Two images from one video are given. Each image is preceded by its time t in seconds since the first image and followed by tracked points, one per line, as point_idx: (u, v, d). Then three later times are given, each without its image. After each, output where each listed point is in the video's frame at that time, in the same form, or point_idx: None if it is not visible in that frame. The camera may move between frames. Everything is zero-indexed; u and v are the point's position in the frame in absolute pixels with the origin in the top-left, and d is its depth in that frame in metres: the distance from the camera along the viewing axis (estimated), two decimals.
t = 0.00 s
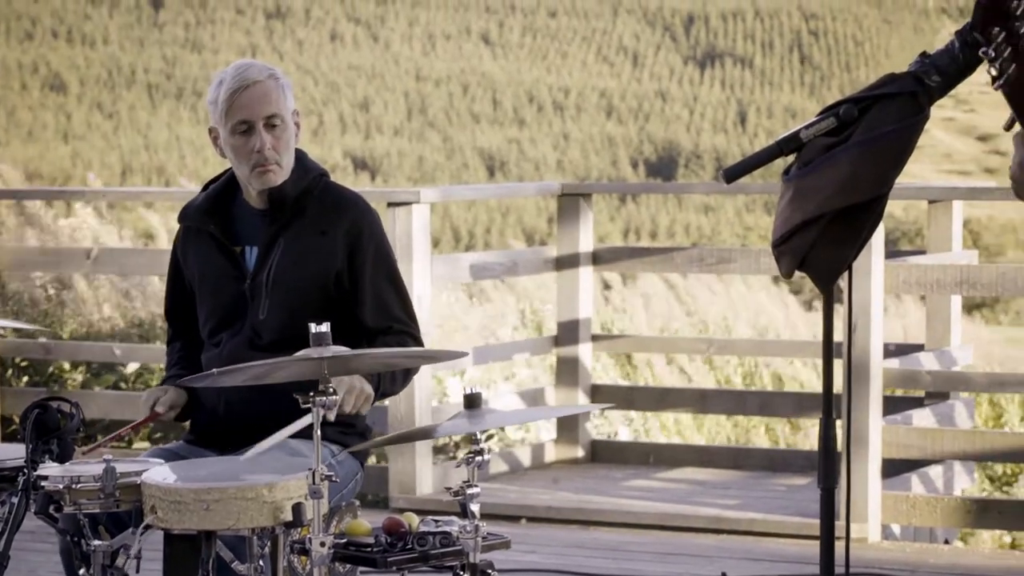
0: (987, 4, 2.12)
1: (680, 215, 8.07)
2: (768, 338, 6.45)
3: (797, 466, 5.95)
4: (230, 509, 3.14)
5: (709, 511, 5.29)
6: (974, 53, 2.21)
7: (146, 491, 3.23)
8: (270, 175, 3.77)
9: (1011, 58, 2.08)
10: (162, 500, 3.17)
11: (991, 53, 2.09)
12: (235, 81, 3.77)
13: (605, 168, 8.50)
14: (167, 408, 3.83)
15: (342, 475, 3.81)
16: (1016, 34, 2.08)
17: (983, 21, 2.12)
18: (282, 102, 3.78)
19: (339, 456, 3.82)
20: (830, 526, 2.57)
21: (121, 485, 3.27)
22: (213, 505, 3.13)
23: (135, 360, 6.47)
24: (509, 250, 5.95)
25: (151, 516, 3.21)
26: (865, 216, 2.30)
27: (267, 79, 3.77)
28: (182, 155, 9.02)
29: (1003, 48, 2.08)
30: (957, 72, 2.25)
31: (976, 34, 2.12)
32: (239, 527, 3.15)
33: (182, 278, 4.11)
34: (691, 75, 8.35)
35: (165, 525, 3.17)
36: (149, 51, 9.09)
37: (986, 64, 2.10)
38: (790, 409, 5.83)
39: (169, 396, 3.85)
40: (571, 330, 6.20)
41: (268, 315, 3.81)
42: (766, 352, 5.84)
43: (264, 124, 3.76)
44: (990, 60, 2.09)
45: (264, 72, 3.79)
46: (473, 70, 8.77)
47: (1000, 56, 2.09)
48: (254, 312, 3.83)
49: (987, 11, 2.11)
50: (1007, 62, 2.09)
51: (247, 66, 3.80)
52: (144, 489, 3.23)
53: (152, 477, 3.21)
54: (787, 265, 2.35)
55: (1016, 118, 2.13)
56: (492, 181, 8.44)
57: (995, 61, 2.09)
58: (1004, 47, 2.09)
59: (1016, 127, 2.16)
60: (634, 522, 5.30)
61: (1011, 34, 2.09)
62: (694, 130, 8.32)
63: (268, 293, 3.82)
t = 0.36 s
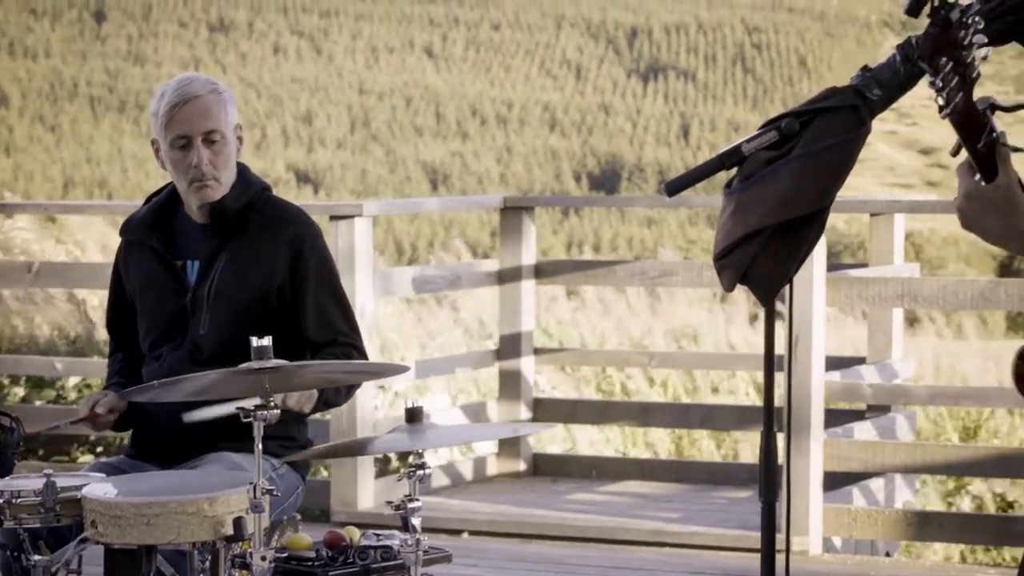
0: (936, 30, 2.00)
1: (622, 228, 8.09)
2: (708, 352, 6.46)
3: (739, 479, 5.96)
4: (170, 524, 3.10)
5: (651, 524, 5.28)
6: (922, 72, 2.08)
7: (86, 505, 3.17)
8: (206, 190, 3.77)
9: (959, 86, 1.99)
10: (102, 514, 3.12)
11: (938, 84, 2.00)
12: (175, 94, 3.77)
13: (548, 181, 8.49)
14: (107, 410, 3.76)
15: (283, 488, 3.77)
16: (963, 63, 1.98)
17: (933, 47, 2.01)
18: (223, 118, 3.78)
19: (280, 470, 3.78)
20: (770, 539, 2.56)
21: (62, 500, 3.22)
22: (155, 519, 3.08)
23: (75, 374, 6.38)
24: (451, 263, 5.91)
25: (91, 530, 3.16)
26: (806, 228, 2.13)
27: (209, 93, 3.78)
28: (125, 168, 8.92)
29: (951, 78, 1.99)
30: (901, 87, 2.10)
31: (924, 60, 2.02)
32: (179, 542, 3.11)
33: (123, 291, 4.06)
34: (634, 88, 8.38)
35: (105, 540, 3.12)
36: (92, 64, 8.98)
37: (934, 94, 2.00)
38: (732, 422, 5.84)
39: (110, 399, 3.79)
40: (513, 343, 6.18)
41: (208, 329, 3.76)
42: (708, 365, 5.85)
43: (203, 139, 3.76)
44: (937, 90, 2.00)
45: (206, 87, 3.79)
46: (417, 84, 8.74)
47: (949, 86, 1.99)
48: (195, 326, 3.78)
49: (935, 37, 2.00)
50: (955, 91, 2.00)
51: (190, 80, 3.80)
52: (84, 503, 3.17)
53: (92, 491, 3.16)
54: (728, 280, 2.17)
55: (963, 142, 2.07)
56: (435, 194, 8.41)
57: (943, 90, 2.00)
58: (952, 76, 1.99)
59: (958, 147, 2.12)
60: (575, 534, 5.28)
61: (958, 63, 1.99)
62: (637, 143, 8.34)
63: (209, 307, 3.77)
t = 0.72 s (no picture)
0: (861, 47, 1.99)
1: (556, 251, 8.08)
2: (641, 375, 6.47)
3: (672, 502, 5.94)
4: (101, 549, 3.06)
5: (584, 548, 5.25)
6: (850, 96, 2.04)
7: (16, 530, 3.12)
8: (129, 222, 3.72)
9: (885, 102, 1.99)
10: (31, 540, 3.07)
11: (865, 99, 1.99)
12: (103, 123, 3.71)
13: (481, 206, 8.38)
14: (39, 444, 3.67)
15: (215, 512, 3.71)
16: (888, 79, 1.98)
17: (857, 65, 1.99)
18: (152, 149, 3.73)
19: (212, 492, 3.72)
20: (702, 563, 2.53)
21: None
22: (86, 545, 3.04)
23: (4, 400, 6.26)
24: (383, 287, 5.87)
25: (20, 556, 3.11)
26: (737, 252, 2.04)
27: (137, 125, 3.72)
28: (55, 190, 8.75)
29: (877, 94, 1.98)
30: (832, 110, 2.04)
31: (847, 74, 2.01)
32: (110, 567, 3.06)
33: (53, 315, 3.97)
34: (567, 111, 8.38)
35: (35, 566, 3.07)
36: (22, 86, 8.88)
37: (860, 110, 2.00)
38: (665, 444, 5.81)
39: (42, 431, 3.68)
40: (445, 366, 6.14)
41: (141, 354, 3.70)
42: (641, 388, 5.84)
43: (129, 171, 3.71)
44: (862, 106, 2.00)
45: (135, 117, 3.73)
46: (350, 106, 8.69)
47: (875, 101, 1.99)
48: (127, 351, 3.72)
49: (861, 55, 1.99)
50: (880, 107, 1.99)
51: (119, 108, 3.74)
52: (13, 528, 3.12)
53: (21, 516, 3.11)
54: (658, 304, 2.07)
55: (888, 159, 2.07)
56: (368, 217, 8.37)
57: (868, 105, 2.00)
58: (878, 92, 1.98)
59: (883, 164, 2.12)
60: (506, 558, 5.24)
61: (884, 79, 1.98)
62: (570, 166, 8.33)
63: (141, 331, 3.71)
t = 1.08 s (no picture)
0: (809, 62, 1.85)
1: (503, 281, 8.01)
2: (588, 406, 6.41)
3: (620, 535, 5.86)
4: None
5: None
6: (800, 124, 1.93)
7: None
8: (65, 256, 3.64)
9: (833, 120, 1.84)
10: None
11: (813, 115, 1.83)
12: (42, 157, 3.65)
13: (428, 235, 8.33)
14: None
15: (158, 547, 3.62)
16: (837, 98, 1.83)
17: (805, 81, 1.86)
18: (90, 183, 3.64)
19: (155, 527, 3.63)
20: None
21: None
22: None
23: None
24: (330, 316, 5.79)
25: None
26: (687, 280, 1.90)
27: (74, 159, 3.64)
28: None
29: (826, 111, 1.83)
30: (780, 140, 1.93)
31: (795, 94, 1.86)
32: None
33: None
34: (514, 139, 8.31)
35: None
36: None
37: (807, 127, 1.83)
38: (613, 477, 5.73)
39: None
40: (392, 398, 6.06)
41: (84, 386, 3.62)
42: (589, 419, 5.78)
43: (64, 206, 3.63)
44: (811, 124, 1.83)
45: (72, 151, 3.65)
46: (295, 135, 8.62)
47: (823, 118, 1.83)
48: (71, 383, 3.64)
49: (810, 70, 1.85)
50: (828, 125, 1.83)
51: (59, 142, 3.67)
52: None
53: None
54: (605, 335, 1.93)
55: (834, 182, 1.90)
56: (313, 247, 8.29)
57: (816, 123, 1.83)
58: (827, 109, 1.83)
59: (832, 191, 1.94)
60: None
61: (832, 97, 1.84)
62: (518, 195, 8.24)
63: (85, 362, 3.64)
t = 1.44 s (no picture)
0: (796, 85, 1.88)
1: (456, 305, 7.96)
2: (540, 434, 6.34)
3: (575, 563, 5.78)
4: None
5: None
6: (758, 148, 1.90)
7: None
8: (7, 285, 3.58)
9: (814, 145, 1.86)
10: None
11: (794, 139, 1.86)
12: None
13: (380, 260, 8.25)
14: None
15: None
16: (820, 122, 1.85)
17: (789, 104, 1.88)
18: (30, 217, 3.53)
19: (103, 556, 3.54)
20: None
21: None
22: None
23: None
24: (282, 342, 5.71)
25: None
26: (640, 305, 1.87)
27: (14, 192, 3.52)
28: None
29: (808, 135, 1.85)
30: (735, 165, 1.89)
31: (778, 116, 1.88)
32: None
33: None
34: (467, 163, 8.26)
35: None
36: None
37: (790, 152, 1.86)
38: (567, 504, 5.70)
39: None
40: (343, 425, 5.97)
41: (30, 412, 3.53)
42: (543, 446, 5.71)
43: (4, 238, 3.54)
44: (793, 148, 1.86)
45: (12, 184, 3.53)
46: (246, 159, 8.50)
47: (805, 142, 1.86)
48: (15, 409, 3.55)
49: (796, 94, 1.87)
50: (810, 150, 1.86)
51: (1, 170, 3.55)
52: None
53: None
54: (558, 362, 1.89)
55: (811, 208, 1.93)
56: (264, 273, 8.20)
57: (799, 148, 1.86)
58: (809, 133, 1.85)
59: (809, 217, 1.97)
60: None
61: (816, 121, 1.86)
62: (471, 219, 8.21)
63: (31, 388, 3.55)
